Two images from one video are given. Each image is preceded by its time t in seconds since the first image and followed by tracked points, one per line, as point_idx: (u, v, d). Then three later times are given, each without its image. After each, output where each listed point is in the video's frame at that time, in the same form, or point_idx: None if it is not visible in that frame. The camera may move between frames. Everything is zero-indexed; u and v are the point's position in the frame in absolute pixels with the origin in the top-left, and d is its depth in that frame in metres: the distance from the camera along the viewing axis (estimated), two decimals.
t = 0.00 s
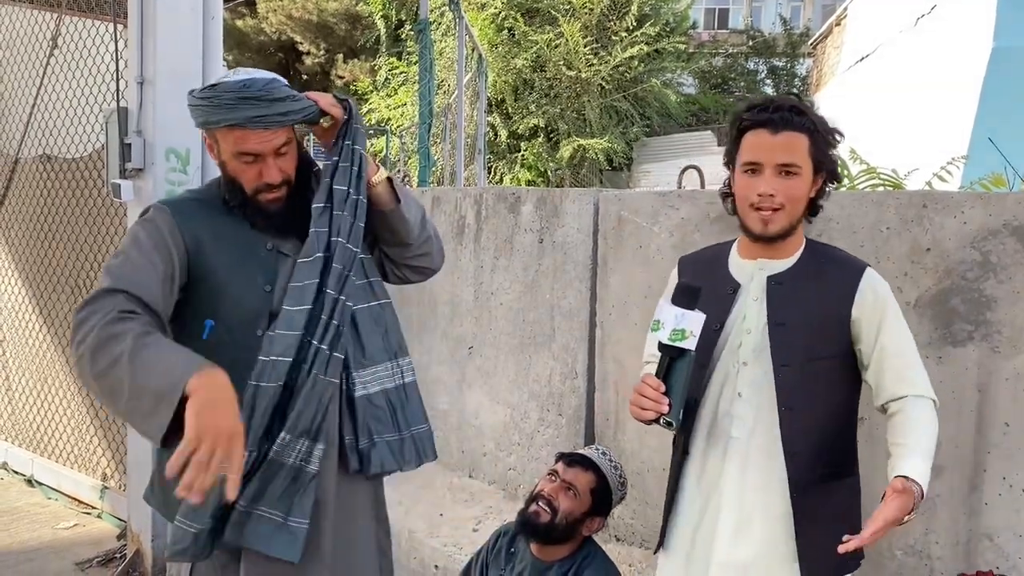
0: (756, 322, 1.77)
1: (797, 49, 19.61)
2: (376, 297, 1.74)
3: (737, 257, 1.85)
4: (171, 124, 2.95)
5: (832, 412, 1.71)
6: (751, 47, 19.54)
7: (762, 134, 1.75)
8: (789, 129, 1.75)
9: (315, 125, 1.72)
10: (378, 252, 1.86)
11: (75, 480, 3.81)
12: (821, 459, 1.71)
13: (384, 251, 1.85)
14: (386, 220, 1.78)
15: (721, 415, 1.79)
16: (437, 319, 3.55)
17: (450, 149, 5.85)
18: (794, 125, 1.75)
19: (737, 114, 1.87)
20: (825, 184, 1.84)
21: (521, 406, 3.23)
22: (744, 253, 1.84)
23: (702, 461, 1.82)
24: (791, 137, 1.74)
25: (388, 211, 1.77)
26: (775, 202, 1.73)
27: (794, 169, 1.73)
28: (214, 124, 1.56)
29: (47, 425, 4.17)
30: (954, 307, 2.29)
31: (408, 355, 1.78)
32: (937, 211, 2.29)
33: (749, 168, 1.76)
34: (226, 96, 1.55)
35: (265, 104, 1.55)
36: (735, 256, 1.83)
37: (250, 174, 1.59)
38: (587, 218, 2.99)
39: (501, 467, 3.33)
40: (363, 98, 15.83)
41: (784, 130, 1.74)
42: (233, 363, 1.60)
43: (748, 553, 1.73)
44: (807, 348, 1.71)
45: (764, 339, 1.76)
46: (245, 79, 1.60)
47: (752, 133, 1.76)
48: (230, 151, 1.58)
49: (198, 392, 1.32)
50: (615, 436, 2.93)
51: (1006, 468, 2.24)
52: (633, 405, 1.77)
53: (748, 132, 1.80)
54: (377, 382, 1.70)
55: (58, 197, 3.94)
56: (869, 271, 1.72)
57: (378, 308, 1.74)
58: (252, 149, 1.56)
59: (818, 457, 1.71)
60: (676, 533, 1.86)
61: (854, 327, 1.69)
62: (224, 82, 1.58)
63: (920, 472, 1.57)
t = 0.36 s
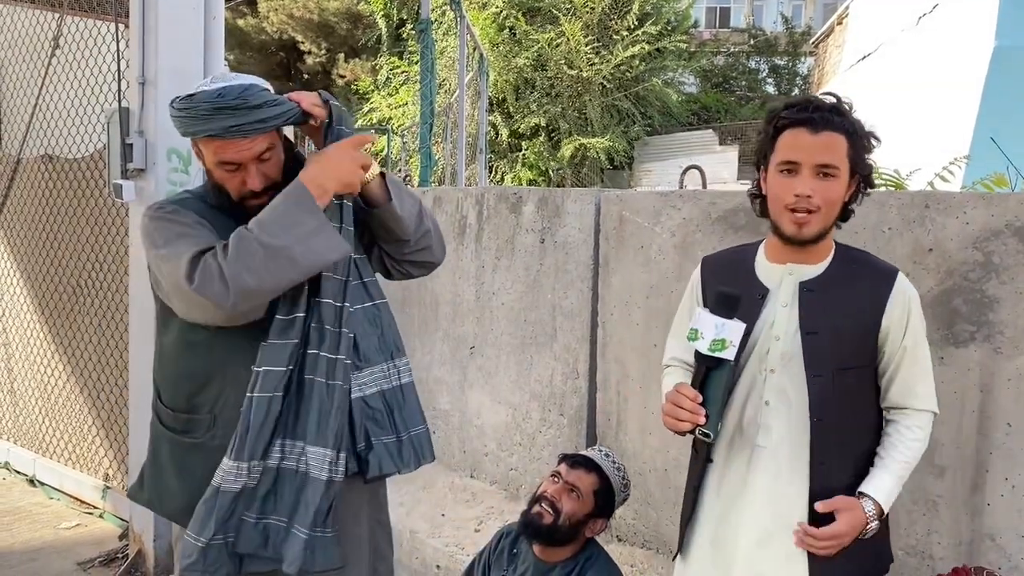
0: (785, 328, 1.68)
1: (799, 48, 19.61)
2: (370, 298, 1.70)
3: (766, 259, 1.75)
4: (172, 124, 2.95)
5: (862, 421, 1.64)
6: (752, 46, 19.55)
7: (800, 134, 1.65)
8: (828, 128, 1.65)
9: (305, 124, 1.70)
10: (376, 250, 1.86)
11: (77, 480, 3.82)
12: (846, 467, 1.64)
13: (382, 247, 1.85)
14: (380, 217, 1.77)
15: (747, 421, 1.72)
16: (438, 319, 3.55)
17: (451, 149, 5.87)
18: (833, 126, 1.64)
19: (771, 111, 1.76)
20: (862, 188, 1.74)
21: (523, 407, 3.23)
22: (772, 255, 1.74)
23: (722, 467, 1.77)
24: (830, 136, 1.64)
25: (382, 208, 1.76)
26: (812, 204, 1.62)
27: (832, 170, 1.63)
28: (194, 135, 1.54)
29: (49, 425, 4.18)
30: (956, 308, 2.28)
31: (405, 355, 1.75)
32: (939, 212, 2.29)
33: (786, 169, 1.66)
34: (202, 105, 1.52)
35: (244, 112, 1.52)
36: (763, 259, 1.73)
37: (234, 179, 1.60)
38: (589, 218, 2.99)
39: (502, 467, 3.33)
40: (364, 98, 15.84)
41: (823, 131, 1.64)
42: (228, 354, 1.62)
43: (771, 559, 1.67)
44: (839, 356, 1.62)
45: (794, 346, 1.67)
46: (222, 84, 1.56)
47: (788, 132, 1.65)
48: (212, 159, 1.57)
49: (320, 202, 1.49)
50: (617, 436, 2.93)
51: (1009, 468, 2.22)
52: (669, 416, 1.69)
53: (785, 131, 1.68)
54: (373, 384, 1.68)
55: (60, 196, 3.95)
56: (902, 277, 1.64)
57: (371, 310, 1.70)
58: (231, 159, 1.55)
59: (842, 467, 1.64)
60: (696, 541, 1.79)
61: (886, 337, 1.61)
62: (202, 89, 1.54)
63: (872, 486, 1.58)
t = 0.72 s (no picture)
0: (796, 329, 1.68)
1: (801, 46, 19.55)
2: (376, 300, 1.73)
3: (785, 259, 1.76)
4: (172, 122, 2.94)
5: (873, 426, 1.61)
6: (754, 43, 19.51)
7: (820, 133, 1.63)
8: (850, 127, 1.62)
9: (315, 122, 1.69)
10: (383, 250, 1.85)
11: (78, 479, 3.81)
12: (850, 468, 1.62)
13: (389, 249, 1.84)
14: (388, 219, 1.77)
15: (756, 421, 1.72)
16: (439, 318, 3.54)
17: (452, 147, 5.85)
18: (855, 126, 1.62)
19: (794, 108, 1.74)
20: (883, 186, 1.72)
21: (524, 405, 3.22)
22: (791, 256, 1.74)
23: (732, 467, 1.77)
24: (850, 136, 1.62)
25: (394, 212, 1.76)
26: (832, 205, 1.61)
27: (853, 170, 1.61)
28: (218, 141, 1.52)
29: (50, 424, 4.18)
30: (960, 306, 2.27)
31: (412, 356, 1.77)
32: (942, 209, 2.28)
33: (807, 169, 1.64)
34: (227, 110, 1.50)
35: (268, 115, 1.52)
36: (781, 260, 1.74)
37: (255, 184, 1.60)
38: (590, 215, 2.98)
39: (503, 465, 3.32)
40: (365, 96, 15.83)
41: (845, 131, 1.62)
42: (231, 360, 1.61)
43: (777, 558, 1.67)
44: (846, 359, 1.60)
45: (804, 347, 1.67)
46: (242, 88, 1.54)
47: (808, 131, 1.63)
48: (234, 164, 1.56)
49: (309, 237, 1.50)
50: (618, 434, 2.92)
51: (1013, 467, 2.21)
52: (678, 411, 1.69)
53: (805, 129, 1.67)
54: (382, 387, 1.70)
55: (60, 195, 3.94)
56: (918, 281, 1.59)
57: (379, 311, 1.73)
58: (256, 164, 1.55)
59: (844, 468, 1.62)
60: (706, 541, 1.80)
61: (901, 348, 1.57)
62: (225, 94, 1.53)
63: (864, 490, 1.52)
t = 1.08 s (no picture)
0: (800, 323, 1.69)
1: (802, 44, 19.51)
2: (383, 292, 1.69)
3: (791, 256, 1.75)
4: (173, 121, 2.94)
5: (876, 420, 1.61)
6: (756, 41, 19.46)
7: (825, 123, 1.64)
8: (854, 118, 1.63)
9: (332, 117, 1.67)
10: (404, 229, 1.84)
11: (80, 478, 3.81)
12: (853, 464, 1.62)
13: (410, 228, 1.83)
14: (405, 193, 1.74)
15: (759, 417, 1.73)
16: (441, 317, 3.54)
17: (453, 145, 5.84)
18: (860, 116, 1.63)
19: (799, 105, 1.76)
20: (888, 183, 1.73)
21: (526, 404, 3.22)
22: (798, 251, 1.74)
23: (738, 465, 1.77)
24: (855, 127, 1.62)
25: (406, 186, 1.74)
26: (837, 194, 1.60)
27: (858, 160, 1.61)
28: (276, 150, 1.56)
29: (52, 423, 4.18)
30: (963, 304, 2.26)
31: (414, 350, 1.73)
32: (945, 207, 2.27)
33: (812, 159, 1.64)
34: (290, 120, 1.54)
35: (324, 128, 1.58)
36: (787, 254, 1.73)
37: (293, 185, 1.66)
38: (592, 214, 2.98)
39: (505, 464, 3.32)
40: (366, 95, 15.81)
41: (850, 121, 1.63)
42: (227, 348, 1.61)
43: (786, 555, 1.65)
44: (847, 351, 1.60)
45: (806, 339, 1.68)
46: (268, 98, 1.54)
47: (812, 121, 1.64)
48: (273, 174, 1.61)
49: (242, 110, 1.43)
50: (620, 433, 2.92)
51: (1016, 465, 2.20)
52: (674, 402, 1.68)
53: (810, 122, 1.68)
54: (388, 377, 1.64)
55: (62, 193, 3.94)
56: (920, 275, 1.58)
57: (386, 304, 1.69)
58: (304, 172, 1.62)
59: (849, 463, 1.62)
60: (713, 539, 1.80)
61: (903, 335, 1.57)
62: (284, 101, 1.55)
63: (867, 421, 1.46)
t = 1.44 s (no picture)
0: (799, 318, 1.70)
1: (804, 42, 19.50)
2: (410, 287, 1.73)
3: (796, 254, 1.77)
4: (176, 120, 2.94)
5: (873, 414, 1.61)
6: (758, 40, 19.43)
7: (819, 127, 1.64)
8: (848, 120, 1.63)
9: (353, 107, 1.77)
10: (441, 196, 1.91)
11: (84, 476, 3.82)
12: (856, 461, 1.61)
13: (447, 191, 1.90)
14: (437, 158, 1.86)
15: (759, 413, 1.73)
16: (444, 316, 3.55)
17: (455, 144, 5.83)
18: (854, 117, 1.63)
19: (793, 107, 1.76)
20: (890, 178, 1.72)
21: (529, 403, 3.22)
22: (802, 250, 1.75)
23: (739, 459, 1.76)
24: (849, 128, 1.62)
25: (438, 152, 1.86)
26: (834, 197, 1.61)
27: (854, 162, 1.61)
28: (289, 142, 1.53)
29: (56, 422, 4.18)
30: (967, 303, 2.26)
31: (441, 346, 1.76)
32: (949, 206, 2.27)
33: (807, 163, 1.65)
34: (302, 110, 1.50)
35: (340, 116, 1.54)
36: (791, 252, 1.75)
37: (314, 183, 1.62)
38: (595, 213, 2.97)
39: (508, 463, 3.32)
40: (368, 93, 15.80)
41: (843, 123, 1.63)
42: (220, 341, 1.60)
43: (785, 552, 1.65)
44: (844, 347, 1.61)
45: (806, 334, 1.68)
46: (294, 90, 1.52)
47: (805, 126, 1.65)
48: (299, 167, 1.57)
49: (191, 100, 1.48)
50: (623, 432, 2.92)
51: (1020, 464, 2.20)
52: (676, 394, 1.69)
53: (804, 126, 1.68)
54: (416, 375, 1.69)
55: (65, 193, 3.94)
56: (921, 270, 1.59)
57: (413, 298, 1.73)
58: (321, 163, 1.58)
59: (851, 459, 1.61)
60: (716, 535, 1.79)
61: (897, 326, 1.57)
62: (295, 93, 1.51)
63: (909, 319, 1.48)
